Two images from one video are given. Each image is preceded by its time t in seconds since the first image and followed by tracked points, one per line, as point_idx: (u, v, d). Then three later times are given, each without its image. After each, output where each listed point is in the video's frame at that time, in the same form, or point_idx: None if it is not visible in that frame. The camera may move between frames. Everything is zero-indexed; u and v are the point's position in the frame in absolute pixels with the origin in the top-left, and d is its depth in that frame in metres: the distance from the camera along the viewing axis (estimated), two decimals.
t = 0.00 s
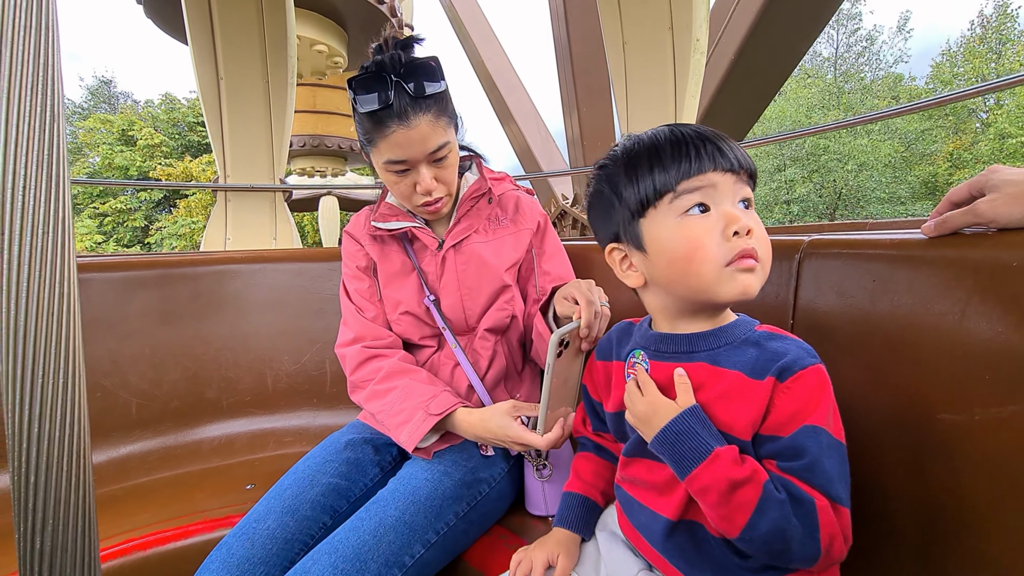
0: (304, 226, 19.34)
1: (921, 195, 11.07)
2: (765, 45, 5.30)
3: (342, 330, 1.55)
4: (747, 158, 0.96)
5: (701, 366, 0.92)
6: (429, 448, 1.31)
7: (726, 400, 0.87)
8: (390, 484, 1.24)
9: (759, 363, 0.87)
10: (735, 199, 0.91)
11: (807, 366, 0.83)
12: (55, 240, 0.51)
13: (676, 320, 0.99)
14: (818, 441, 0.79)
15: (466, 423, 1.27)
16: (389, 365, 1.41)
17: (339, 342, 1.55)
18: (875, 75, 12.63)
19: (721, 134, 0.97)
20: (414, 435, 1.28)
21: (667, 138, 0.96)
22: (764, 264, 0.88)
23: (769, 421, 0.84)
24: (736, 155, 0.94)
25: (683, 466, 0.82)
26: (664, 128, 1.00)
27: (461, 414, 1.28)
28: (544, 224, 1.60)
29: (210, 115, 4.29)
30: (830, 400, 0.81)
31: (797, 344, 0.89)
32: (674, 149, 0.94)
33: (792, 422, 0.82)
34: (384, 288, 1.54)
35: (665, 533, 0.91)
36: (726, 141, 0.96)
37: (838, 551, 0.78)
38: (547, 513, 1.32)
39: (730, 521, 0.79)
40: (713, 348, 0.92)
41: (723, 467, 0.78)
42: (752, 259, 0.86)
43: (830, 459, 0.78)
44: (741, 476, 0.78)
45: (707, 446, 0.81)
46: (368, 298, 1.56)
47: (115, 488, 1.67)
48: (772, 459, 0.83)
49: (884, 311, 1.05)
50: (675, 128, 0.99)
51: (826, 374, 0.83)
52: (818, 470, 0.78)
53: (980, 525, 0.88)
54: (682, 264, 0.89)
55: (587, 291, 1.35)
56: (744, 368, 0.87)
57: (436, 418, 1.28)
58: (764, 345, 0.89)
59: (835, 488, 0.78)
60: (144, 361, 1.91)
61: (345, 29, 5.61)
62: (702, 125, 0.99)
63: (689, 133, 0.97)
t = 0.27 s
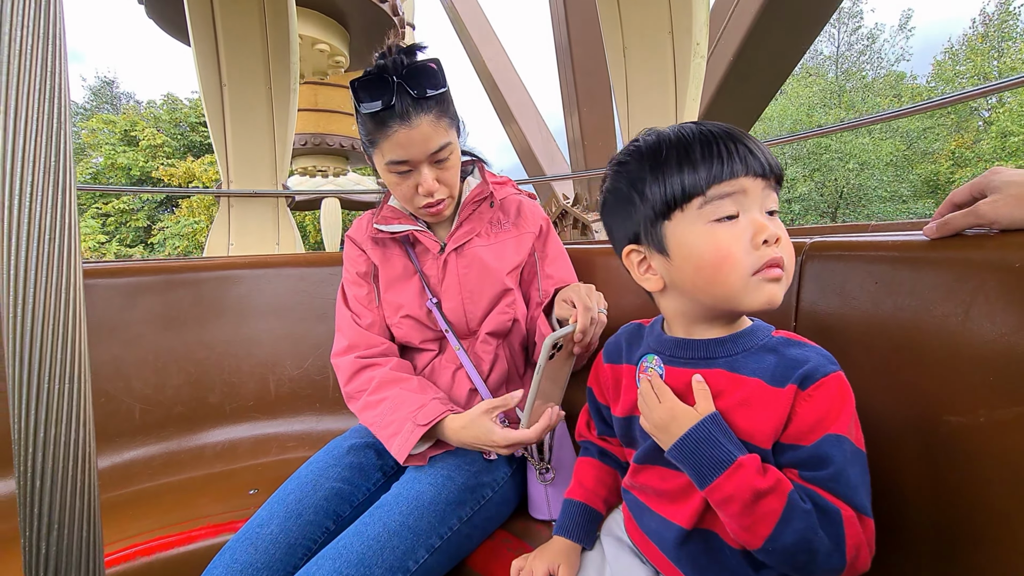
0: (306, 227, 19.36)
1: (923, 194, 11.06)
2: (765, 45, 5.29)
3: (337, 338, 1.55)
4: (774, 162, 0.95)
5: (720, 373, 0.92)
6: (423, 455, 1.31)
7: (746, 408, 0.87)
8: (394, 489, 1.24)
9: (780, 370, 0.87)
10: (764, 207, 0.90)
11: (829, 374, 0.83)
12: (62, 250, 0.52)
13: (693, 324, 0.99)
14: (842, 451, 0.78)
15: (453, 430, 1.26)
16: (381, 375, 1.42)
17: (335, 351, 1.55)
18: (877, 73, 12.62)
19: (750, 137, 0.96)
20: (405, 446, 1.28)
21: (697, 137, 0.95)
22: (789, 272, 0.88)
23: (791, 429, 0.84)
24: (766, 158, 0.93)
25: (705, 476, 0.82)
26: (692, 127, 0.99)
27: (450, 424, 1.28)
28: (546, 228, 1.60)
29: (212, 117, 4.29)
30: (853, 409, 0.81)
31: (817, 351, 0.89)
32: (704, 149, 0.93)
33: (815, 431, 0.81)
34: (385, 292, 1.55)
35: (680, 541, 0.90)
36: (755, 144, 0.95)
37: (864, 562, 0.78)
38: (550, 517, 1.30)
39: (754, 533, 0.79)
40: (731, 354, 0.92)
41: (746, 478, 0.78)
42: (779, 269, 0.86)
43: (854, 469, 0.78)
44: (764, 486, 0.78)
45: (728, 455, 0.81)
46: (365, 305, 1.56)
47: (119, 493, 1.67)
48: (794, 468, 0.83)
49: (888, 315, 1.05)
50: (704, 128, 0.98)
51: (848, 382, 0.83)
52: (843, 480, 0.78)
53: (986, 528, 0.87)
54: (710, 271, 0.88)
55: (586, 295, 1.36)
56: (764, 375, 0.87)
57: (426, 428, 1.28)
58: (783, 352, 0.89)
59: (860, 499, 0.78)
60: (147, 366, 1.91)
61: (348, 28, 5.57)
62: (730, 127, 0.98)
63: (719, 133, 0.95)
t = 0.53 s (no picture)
0: (306, 227, 19.36)
1: (924, 194, 11.06)
2: (765, 45, 5.29)
3: (327, 347, 1.57)
4: (797, 172, 0.92)
5: (726, 378, 0.92)
6: (392, 455, 1.34)
7: (751, 414, 0.88)
8: (394, 491, 1.24)
9: (786, 378, 0.87)
10: (779, 226, 0.88)
11: (836, 383, 0.83)
12: (66, 254, 0.52)
13: (699, 331, 1.00)
14: (846, 461, 0.79)
15: (414, 424, 1.30)
16: (359, 377, 1.44)
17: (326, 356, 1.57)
18: (877, 73, 12.62)
19: (775, 145, 0.94)
20: (375, 441, 1.30)
21: (718, 142, 0.94)
22: (797, 295, 0.88)
23: (796, 437, 0.85)
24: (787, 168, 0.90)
25: (707, 481, 0.82)
26: (717, 129, 0.97)
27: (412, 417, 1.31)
28: (545, 231, 1.60)
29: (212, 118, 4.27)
30: (859, 418, 0.81)
31: (825, 359, 0.89)
32: (723, 156, 0.91)
33: (819, 440, 0.82)
34: (384, 294, 1.55)
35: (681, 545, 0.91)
36: (780, 153, 0.93)
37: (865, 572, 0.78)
38: (550, 519, 1.31)
39: (754, 539, 0.79)
40: (737, 360, 0.92)
41: (748, 484, 0.78)
42: (787, 291, 0.86)
43: (858, 479, 0.78)
44: (767, 493, 0.78)
45: (731, 461, 0.81)
46: (357, 313, 1.57)
47: (121, 496, 1.67)
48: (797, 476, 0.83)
49: (887, 318, 1.05)
50: (729, 131, 0.96)
51: (855, 392, 0.83)
52: (846, 490, 0.78)
53: (985, 531, 0.88)
54: (716, 287, 0.89)
55: (538, 325, 1.32)
56: (770, 382, 0.88)
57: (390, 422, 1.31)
58: (790, 359, 0.89)
59: (863, 508, 0.78)
60: (148, 369, 1.91)
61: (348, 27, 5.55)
62: (757, 132, 0.96)
63: (742, 139, 0.93)
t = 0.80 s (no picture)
0: (306, 227, 19.37)
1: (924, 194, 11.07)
2: (765, 45, 5.30)
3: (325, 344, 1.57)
4: (805, 173, 0.91)
5: (728, 378, 0.92)
6: (382, 449, 1.35)
7: (752, 413, 0.88)
8: (395, 490, 1.24)
9: (789, 379, 0.87)
10: (784, 226, 0.88)
11: (840, 385, 0.83)
12: (67, 253, 0.52)
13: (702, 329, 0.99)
14: (849, 464, 0.78)
15: (401, 416, 1.31)
16: (352, 373, 1.46)
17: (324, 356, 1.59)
18: (877, 72, 12.62)
19: (785, 144, 0.93)
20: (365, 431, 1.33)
21: (727, 141, 0.93)
22: (800, 298, 0.87)
23: (797, 438, 0.85)
24: (795, 169, 0.89)
25: (709, 478, 0.83)
26: (728, 128, 0.97)
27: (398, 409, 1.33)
28: (544, 229, 1.60)
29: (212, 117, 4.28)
30: (863, 421, 0.81)
31: (830, 361, 0.88)
32: (732, 154, 0.91)
33: (821, 442, 0.82)
34: (385, 293, 1.55)
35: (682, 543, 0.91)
36: (790, 153, 0.92)
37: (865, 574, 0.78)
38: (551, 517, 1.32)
39: (754, 538, 0.79)
40: (741, 359, 0.92)
41: (750, 483, 0.79)
42: (789, 293, 0.86)
43: (859, 481, 0.78)
44: (769, 492, 0.78)
45: (732, 459, 0.82)
46: (354, 313, 1.57)
47: (121, 494, 1.68)
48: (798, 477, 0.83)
49: (886, 316, 1.05)
50: (739, 131, 0.95)
51: (860, 395, 0.83)
52: (848, 492, 0.77)
53: (983, 528, 0.88)
54: (717, 287, 0.89)
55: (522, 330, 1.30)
56: (773, 382, 0.88)
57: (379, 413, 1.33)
58: (794, 360, 0.89)
59: (865, 511, 0.78)
60: (149, 368, 1.91)
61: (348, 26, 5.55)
62: (767, 132, 0.95)
63: (751, 139, 0.93)
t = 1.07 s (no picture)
0: (307, 226, 19.39)
1: (924, 194, 11.08)
2: (766, 45, 5.30)
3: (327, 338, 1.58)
4: (793, 165, 0.92)
5: (725, 372, 0.92)
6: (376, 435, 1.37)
7: (750, 407, 0.88)
8: (395, 485, 1.24)
9: (787, 375, 0.87)
10: (774, 215, 0.88)
11: (838, 382, 0.84)
12: (66, 244, 0.52)
13: (699, 324, 0.99)
14: (848, 461, 0.78)
15: (392, 398, 1.33)
16: (349, 364, 1.47)
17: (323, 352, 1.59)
18: (878, 72, 12.62)
19: (774, 137, 0.93)
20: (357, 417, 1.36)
21: (714, 135, 0.94)
22: (792, 287, 0.87)
23: (795, 435, 0.85)
24: (782, 161, 0.90)
25: (707, 472, 0.82)
26: (717, 123, 0.97)
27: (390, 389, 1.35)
28: (545, 225, 1.60)
29: (212, 116, 4.30)
30: (861, 417, 0.81)
31: (827, 359, 0.89)
32: (719, 147, 0.91)
33: (820, 439, 0.82)
34: (385, 288, 1.56)
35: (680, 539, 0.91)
36: (778, 145, 0.92)
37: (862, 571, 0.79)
38: (550, 514, 1.33)
39: (754, 533, 0.79)
40: (738, 355, 0.92)
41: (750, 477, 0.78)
42: (780, 280, 0.85)
43: (858, 479, 0.78)
44: (772, 488, 0.78)
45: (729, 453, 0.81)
46: (355, 309, 1.58)
47: (122, 489, 1.68)
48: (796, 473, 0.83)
49: (885, 313, 1.05)
50: (727, 125, 0.96)
51: (857, 392, 0.83)
52: (847, 490, 0.78)
53: (980, 523, 0.88)
54: (706, 276, 0.89)
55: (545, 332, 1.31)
56: (771, 377, 0.88)
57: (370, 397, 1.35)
58: (792, 357, 0.89)
59: (864, 509, 0.78)
60: (149, 364, 1.91)
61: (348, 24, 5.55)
62: (755, 125, 0.96)
63: (739, 132, 0.93)
